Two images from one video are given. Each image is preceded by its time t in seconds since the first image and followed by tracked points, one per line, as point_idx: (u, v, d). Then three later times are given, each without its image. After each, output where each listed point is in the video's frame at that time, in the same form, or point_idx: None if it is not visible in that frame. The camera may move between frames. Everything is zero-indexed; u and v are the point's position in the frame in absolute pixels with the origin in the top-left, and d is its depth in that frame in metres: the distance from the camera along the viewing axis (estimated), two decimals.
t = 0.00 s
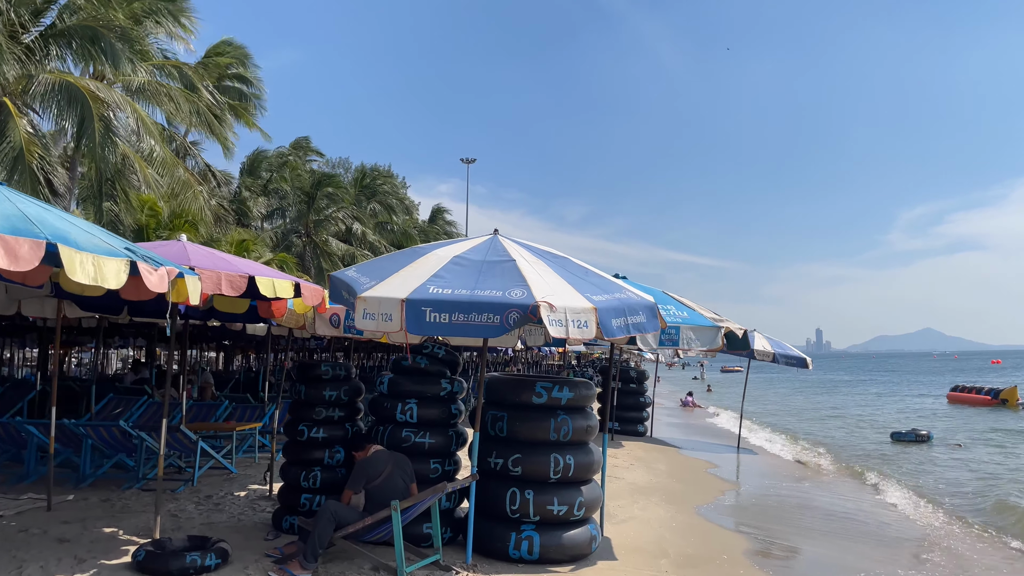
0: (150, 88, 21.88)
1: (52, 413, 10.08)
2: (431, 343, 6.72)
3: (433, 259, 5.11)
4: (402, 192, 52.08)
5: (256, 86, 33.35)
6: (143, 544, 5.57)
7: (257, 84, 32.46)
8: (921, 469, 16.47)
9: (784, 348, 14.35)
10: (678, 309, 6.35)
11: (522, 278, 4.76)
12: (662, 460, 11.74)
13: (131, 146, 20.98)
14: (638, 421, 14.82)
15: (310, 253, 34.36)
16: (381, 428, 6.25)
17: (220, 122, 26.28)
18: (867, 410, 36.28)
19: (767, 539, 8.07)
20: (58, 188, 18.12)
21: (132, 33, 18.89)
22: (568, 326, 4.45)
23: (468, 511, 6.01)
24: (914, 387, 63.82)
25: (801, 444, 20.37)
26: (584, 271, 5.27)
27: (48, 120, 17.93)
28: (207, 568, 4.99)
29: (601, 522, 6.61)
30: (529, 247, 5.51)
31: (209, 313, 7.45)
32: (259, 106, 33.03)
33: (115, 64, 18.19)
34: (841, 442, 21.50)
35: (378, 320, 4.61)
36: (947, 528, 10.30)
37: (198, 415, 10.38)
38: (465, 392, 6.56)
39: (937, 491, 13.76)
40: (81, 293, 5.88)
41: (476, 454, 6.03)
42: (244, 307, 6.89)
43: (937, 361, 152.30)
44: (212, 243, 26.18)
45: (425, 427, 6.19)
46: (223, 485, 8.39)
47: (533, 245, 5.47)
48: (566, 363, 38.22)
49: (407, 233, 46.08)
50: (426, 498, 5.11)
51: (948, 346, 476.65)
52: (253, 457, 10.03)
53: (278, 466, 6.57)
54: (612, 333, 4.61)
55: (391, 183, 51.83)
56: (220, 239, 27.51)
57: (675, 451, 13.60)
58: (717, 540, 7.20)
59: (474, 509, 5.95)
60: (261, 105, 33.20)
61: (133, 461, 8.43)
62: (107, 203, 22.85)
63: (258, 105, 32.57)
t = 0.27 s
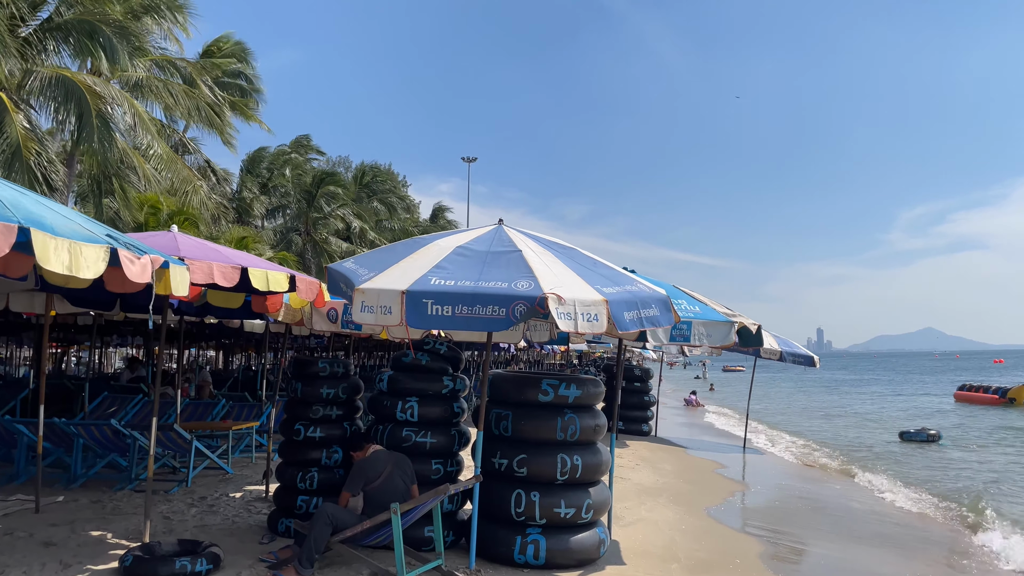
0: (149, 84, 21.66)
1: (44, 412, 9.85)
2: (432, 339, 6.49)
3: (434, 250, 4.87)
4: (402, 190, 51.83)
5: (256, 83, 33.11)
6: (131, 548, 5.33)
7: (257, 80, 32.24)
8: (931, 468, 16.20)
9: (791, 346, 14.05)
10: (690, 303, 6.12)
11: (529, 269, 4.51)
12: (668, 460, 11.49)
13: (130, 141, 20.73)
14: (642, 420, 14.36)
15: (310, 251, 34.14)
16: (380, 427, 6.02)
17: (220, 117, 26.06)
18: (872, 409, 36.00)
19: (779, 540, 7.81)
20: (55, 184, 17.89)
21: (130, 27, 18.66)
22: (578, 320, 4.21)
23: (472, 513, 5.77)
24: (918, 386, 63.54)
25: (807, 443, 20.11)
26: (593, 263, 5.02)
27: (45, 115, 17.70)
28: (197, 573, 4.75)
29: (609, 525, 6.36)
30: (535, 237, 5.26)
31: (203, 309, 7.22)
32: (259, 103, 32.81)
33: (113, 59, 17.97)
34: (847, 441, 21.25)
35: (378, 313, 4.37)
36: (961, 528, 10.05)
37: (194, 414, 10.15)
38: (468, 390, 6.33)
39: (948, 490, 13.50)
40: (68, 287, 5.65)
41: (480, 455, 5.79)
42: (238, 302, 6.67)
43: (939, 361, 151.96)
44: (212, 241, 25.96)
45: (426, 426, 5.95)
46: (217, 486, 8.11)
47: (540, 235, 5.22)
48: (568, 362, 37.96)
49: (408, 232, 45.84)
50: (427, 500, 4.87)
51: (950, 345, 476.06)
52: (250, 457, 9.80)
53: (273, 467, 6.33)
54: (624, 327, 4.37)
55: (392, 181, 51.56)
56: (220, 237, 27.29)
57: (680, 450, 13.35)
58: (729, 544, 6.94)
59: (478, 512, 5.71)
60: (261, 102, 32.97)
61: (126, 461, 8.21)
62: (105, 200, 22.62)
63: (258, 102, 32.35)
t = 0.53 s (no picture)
0: (145, 82, 21.44)
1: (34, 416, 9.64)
2: (429, 342, 6.26)
3: (432, 249, 4.63)
4: (402, 190, 51.60)
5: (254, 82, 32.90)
6: (115, 561, 5.10)
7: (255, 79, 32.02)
8: (938, 471, 15.96)
9: (795, 348, 13.80)
10: (697, 305, 5.88)
11: (531, 269, 4.28)
12: (672, 464, 11.25)
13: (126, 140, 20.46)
14: (644, 423, 14.14)
15: (309, 251, 33.92)
16: (376, 433, 5.80)
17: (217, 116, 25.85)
18: (875, 410, 35.74)
19: (789, 548, 7.57)
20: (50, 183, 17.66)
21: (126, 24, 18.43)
22: (583, 323, 3.98)
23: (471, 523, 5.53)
24: (919, 386, 63.35)
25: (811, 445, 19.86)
26: (598, 263, 4.78)
27: (40, 113, 17.46)
28: None
29: (614, 535, 6.12)
30: (538, 235, 5.03)
31: (194, 310, 7.00)
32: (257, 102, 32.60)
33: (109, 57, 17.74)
34: (851, 443, 21.01)
35: (372, 315, 4.14)
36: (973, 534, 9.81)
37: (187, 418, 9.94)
38: (467, 395, 6.10)
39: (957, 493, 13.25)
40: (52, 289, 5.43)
41: (479, 462, 5.57)
42: (230, 303, 6.45)
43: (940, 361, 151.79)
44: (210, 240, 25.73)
45: (423, 433, 5.72)
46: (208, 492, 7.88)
47: (543, 233, 4.98)
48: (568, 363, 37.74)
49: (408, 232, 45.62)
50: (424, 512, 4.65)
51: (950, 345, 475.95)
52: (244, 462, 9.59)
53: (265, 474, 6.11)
54: (632, 331, 4.13)
55: (392, 181, 51.26)
56: (218, 236, 27.08)
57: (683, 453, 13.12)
58: (737, 553, 6.70)
59: (477, 523, 5.48)
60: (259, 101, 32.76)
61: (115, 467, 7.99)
62: (101, 199, 22.37)
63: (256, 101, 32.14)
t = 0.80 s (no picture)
0: (138, 78, 21.17)
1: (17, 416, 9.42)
2: (419, 338, 6.01)
3: (417, 239, 4.39)
4: (400, 189, 51.33)
5: (249, 79, 32.62)
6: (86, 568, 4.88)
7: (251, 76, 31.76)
8: (941, 470, 15.71)
9: (796, 346, 13.55)
10: (697, 299, 5.64)
11: (522, 259, 4.04)
12: (670, 465, 11.02)
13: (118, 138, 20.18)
14: (642, 422, 13.89)
15: (305, 249, 33.67)
16: (362, 434, 5.56)
17: (212, 112, 25.59)
18: (875, 409, 35.57)
19: (792, 551, 7.32)
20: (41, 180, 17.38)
21: (118, 19, 18.15)
22: (576, 317, 3.75)
23: (460, 528, 5.31)
24: (919, 386, 63.20)
25: (812, 445, 19.63)
26: (593, 254, 4.54)
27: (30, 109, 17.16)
28: None
29: (611, 539, 5.88)
30: (530, 226, 4.78)
31: (176, 307, 6.78)
32: (253, 99, 32.35)
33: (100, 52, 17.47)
34: (852, 442, 20.80)
35: (353, 308, 3.91)
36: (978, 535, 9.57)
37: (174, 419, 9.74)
38: (458, 393, 5.87)
39: (961, 494, 13.02)
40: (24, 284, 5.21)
41: (469, 464, 5.34)
42: (211, 298, 6.22)
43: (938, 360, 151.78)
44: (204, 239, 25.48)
45: (411, 433, 5.49)
46: (187, 496, 7.72)
47: (535, 224, 4.74)
48: (566, 362, 37.51)
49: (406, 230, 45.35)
50: (409, 517, 4.41)
51: (947, 345, 476.65)
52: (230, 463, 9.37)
53: (247, 476, 5.90)
54: (629, 325, 3.90)
55: (390, 180, 50.98)
56: (213, 235, 26.83)
57: (681, 453, 12.89)
58: (738, 559, 6.45)
59: (467, 528, 5.24)
60: (255, 98, 32.50)
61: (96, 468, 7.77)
62: (94, 196, 22.10)
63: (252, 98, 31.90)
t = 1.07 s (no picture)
0: (126, 75, 20.81)
1: None
2: (404, 339, 5.75)
3: (397, 234, 4.13)
4: (395, 188, 50.95)
5: (242, 77, 32.24)
6: None
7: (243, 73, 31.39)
8: (942, 471, 15.50)
9: (794, 346, 13.31)
10: (693, 298, 5.39)
11: (507, 255, 3.79)
12: (666, 468, 10.77)
13: (106, 135, 19.84)
14: (637, 424, 13.64)
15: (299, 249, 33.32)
16: (342, 440, 5.32)
17: (203, 110, 25.22)
18: (873, 408, 35.38)
19: (793, 559, 7.07)
20: (26, 178, 17.03)
21: (104, 14, 17.78)
22: (564, 317, 3.50)
23: (445, 538, 5.05)
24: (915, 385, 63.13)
25: (810, 446, 19.40)
26: (584, 250, 4.28)
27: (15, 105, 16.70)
28: None
29: (603, 549, 5.62)
30: (516, 220, 4.53)
31: (152, 305, 6.53)
32: (245, 97, 31.96)
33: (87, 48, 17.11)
34: (850, 443, 20.58)
35: (327, 308, 3.65)
36: (982, 539, 9.35)
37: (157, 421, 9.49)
38: (444, 397, 5.61)
39: (962, 496, 12.79)
40: None
41: (454, 472, 5.08)
42: (186, 296, 5.97)
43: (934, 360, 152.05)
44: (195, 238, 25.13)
45: (394, 439, 5.24)
46: (163, 504, 7.43)
47: (522, 218, 4.47)
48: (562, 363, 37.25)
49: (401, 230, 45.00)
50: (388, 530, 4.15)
51: (942, 344, 478.15)
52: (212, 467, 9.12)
53: (223, 483, 5.68)
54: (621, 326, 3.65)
55: (385, 179, 50.61)
56: (204, 234, 26.49)
57: (678, 456, 12.65)
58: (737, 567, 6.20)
59: (451, 539, 4.99)
60: (247, 96, 32.12)
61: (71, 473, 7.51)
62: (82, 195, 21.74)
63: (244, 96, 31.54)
